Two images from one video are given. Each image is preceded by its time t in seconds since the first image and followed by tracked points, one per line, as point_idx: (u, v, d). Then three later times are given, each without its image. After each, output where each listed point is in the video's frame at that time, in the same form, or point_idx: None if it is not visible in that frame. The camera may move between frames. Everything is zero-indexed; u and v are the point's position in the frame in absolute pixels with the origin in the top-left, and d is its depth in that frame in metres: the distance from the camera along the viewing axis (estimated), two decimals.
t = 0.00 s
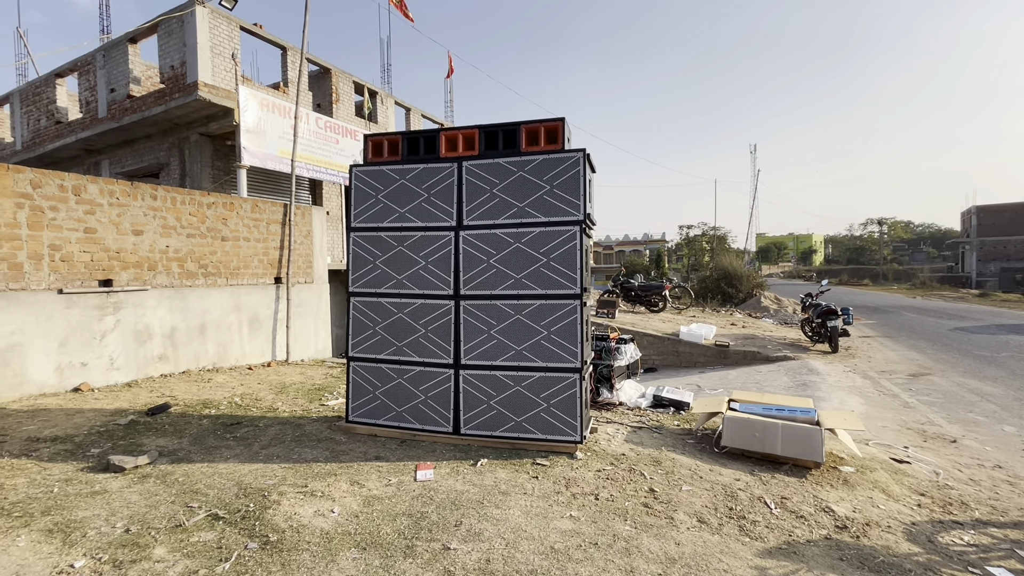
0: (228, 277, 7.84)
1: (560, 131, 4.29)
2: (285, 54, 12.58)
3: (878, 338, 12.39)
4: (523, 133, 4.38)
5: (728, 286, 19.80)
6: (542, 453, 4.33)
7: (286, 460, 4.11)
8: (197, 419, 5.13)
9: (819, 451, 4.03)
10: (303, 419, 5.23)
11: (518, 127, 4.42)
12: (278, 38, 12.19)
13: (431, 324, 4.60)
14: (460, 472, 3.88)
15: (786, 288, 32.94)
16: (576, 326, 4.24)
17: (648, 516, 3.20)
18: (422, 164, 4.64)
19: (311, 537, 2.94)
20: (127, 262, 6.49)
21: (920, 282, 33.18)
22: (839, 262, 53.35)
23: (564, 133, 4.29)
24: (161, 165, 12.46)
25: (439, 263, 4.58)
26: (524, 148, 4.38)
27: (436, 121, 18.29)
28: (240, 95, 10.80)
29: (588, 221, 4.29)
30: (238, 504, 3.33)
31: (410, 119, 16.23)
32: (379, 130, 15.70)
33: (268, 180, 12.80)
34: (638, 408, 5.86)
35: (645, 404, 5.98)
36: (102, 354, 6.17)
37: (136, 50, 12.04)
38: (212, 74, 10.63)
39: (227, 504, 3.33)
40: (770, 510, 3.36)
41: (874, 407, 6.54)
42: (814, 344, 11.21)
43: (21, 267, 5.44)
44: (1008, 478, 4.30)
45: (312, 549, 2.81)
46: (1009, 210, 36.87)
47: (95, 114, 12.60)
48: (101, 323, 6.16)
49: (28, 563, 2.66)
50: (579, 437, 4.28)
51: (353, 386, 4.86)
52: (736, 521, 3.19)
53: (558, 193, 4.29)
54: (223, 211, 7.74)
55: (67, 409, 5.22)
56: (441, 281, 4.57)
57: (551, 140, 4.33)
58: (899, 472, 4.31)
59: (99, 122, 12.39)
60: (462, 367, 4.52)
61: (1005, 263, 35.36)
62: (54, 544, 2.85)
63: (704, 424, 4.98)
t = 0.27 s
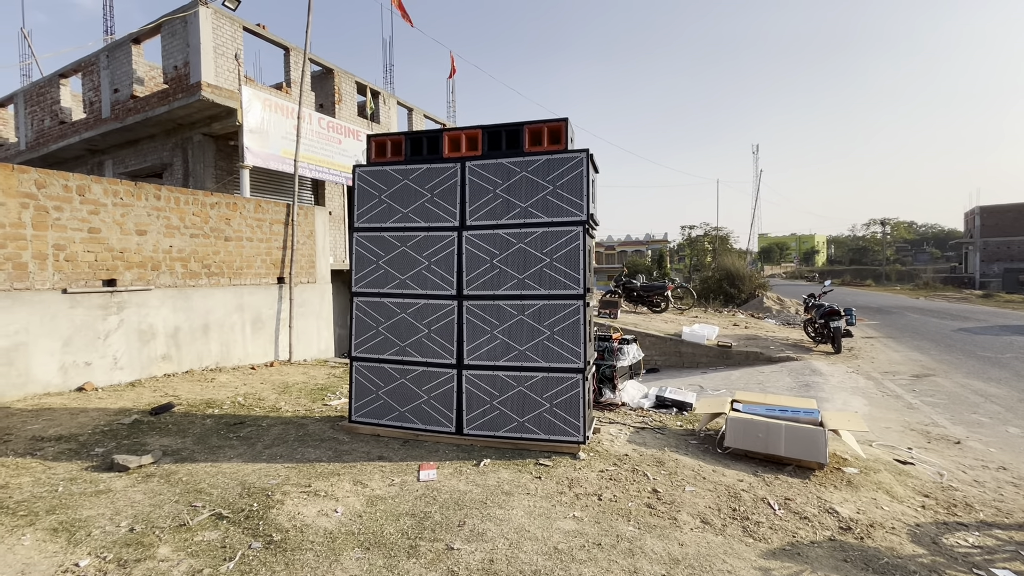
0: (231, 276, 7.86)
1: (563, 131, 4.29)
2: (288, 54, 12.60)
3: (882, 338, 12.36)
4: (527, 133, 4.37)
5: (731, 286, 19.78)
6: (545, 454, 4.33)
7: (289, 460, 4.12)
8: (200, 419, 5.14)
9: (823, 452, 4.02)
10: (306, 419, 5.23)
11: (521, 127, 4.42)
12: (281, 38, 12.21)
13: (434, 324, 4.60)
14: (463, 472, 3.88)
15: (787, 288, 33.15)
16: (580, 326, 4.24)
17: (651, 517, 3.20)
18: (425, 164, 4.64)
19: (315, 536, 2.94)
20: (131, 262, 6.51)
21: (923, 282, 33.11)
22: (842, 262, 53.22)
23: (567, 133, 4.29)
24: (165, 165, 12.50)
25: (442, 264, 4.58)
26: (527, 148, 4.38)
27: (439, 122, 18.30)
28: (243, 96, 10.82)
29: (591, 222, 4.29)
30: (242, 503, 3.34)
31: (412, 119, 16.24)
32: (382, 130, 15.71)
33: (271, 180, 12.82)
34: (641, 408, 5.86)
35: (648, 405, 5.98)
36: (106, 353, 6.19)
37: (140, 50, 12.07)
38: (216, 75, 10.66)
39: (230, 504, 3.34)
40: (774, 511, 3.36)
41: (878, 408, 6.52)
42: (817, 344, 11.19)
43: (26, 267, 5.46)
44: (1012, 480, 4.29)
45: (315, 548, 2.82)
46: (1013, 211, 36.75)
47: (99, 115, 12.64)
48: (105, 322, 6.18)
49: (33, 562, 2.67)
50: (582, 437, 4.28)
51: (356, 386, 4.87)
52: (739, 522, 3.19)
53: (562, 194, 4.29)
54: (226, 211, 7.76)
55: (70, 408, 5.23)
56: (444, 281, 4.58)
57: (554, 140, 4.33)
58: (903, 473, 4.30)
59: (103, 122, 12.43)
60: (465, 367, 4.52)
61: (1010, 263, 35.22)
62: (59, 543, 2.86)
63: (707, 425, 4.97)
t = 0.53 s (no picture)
0: (234, 276, 7.87)
1: (565, 131, 4.29)
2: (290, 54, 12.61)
3: (884, 339, 12.35)
4: (529, 133, 4.37)
5: (732, 286, 19.76)
6: (547, 453, 4.33)
7: (291, 459, 4.13)
8: (203, 418, 5.16)
9: (825, 452, 4.02)
10: (308, 418, 5.24)
11: (523, 127, 4.42)
12: (283, 38, 12.22)
13: (436, 324, 4.61)
14: (465, 472, 3.89)
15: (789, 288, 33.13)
16: (582, 326, 4.24)
17: (653, 517, 3.20)
18: (428, 164, 4.65)
19: (318, 535, 2.95)
20: (134, 261, 6.53)
21: (925, 283, 33.06)
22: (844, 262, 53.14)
23: (569, 133, 4.29)
24: (167, 165, 12.52)
25: (445, 263, 4.58)
26: (530, 148, 4.38)
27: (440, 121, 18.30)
28: (245, 95, 10.84)
29: (594, 221, 4.29)
30: (245, 502, 3.34)
31: (414, 119, 16.25)
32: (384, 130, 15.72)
33: (273, 180, 12.84)
34: (643, 408, 5.86)
35: (650, 404, 5.98)
36: (109, 353, 6.21)
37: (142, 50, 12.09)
38: (218, 74, 10.67)
39: (234, 502, 3.35)
40: (777, 511, 3.36)
41: (880, 409, 6.51)
42: (819, 345, 11.18)
43: (29, 266, 5.48)
44: (1015, 480, 4.28)
45: (319, 547, 2.82)
46: (1015, 212, 36.68)
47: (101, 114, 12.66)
48: (108, 322, 6.20)
49: (38, 560, 2.68)
50: (584, 437, 4.28)
51: (359, 385, 4.88)
52: (741, 522, 3.19)
53: (564, 193, 4.29)
54: (229, 211, 7.77)
55: (74, 407, 5.25)
56: (446, 280, 4.58)
57: (557, 140, 4.33)
58: (905, 474, 4.30)
59: (106, 122, 12.46)
60: (467, 367, 4.53)
61: (1012, 264, 35.14)
62: (64, 541, 2.87)
63: (709, 425, 4.97)
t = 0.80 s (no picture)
0: (236, 275, 7.88)
1: (567, 131, 4.29)
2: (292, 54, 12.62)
3: (885, 339, 12.34)
4: (531, 133, 4.37)
5: (733, 286, 19.75)
6: (548, 453, 4.34)
7: (293, 458, 4.13)
8: (206, 417, 5.17)
9: (827, 452, 4.02)
10: (310, 418, 5.25)
11: (526, 127, 4.43)
12: (284, 38, 12.23)
13: (438, 323, 4.61)
14: (467, 471, 3.90)
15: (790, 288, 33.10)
16: (584, 326, 4.24)
17: (655, 516, 3.21)
18: (430, 163, 4.65)
19: (321, 534, 2.95)
20: (136, 261, 6.54)
21: (927, 283, 33.00)
22: (845, 262, 53.08)
23: (572, 132, 4.28)
24: (169, 164, 12.53)
25: (447, 263, 4.59)
26: (532, 148, 4.38)
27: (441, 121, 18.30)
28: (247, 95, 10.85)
29: (596, 221, 4.29)
30: (248, 501, 3.35)
31: (415, 118, 16.25)
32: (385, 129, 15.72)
33: (275, 179, 12.85)
34: (644, 408, 5.86)
35: (651, 404, 5.98)
36: (111, 352, 6.23)
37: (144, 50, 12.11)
38: (220, 74, 10.69)
39: (237, 501, 3.36)
40: (779, 511, 3.36)
41: (881, 409, 6.51)
42: (820, 345, 11.17)
43: (32, 265, 5.49)
44: (1016, 480, 4.29)
45: (321, 546, 2.83)
46: (1016, 212, 36.63)
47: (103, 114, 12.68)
48: (110, 321, 6.21)
49: (42, 558, 2.70)
50: (586, 437, 4.28)
51: (361, 384, 4.88)
52: (743, 521, 3.19)
53: (566, 193, 4.30)
54: (231, 210, 7.79)
55: (76, 406, 5.26)
56: (448, 280, 4.59)
57: (559, 140, 4.33)
58: (907, 473, 4.30)
59: (107, 121, 12.47)
60: (469, 366, 4.53)
61: (1014, 264, 35.09)
62: (67, 539, 2.88)
63: (710, 424, 4.98)
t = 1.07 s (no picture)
0: (237, 275, 7.89)
1: (568, 131, 4.29)
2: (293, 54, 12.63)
3: (885, 339, 12.34)
4: (532, 133, 4.38)
5: (734, 286, 19.74)
6: (549, 452, 4.34)
7: (295, 457, 4.14)
8: (207, 416, 5.18)
9: (827, 452, 4.03)
10: (311, 417, 5.26)
11: (527, 127, 4.43)
12: (285, 37, 12.23)
13: (439, 323, 4.62)
14: (468, 470, 3.91)
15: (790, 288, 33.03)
16: (585, 326, 4.25)
17: (656, 515, 3.21)
18: (431, 163, 4.66)
19: (323, 533, 2.96)
20: (138, 260, 6.55)
21: (927, 283, 32.97)
22: (846, 262, 53.05)
23: (573, 132, 4.29)
24: (169, 164, 12.54)
25: (448, 263, 4.59)
26: (533, 148, 4.39)
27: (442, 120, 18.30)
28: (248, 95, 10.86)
29: (597, 221, 4.30)
30: (250, 500, 3.36)
31: (416, 118, 16.24)
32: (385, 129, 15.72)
33: (275, 179, 12.85)
34: (645, 408, 5.86)
35: (652, 404, 5.99)
36: (113, 351, 6.24)
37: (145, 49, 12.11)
38: (221, 74, 10.69)
39: (239, 500, 3.37)
40: (779, 510, 3.37)
41: (882, 408, 6.51)
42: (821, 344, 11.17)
43: (34, 264, 5.50)
44: (1017, 480, 4.29)
45: (323, 545, 2.84)
46: (1017, 212, 36.60)
47: (104, 114, 12.69)
48: (112, 320, 6.22)
49: (46, 557, 2.70)
50: (587, 437, 4.28)
51: (362, 384, 4.89)
52: (744, 521, 3.20)
53: (567, 193, 4.30)
54: (232, 210, 7.79)
55: (78, 405, 5.27)
56: (449, 279, 4.59)
57: (560, 140, 4.34)
58: (907, 473, 4.30)
59: (108, 121, 12.48)
60: (470, 366, 4.54)
61: (1014, 264, 35.07)
62: (70, 538, 2.89)
63: (711, 424, 4.98)
